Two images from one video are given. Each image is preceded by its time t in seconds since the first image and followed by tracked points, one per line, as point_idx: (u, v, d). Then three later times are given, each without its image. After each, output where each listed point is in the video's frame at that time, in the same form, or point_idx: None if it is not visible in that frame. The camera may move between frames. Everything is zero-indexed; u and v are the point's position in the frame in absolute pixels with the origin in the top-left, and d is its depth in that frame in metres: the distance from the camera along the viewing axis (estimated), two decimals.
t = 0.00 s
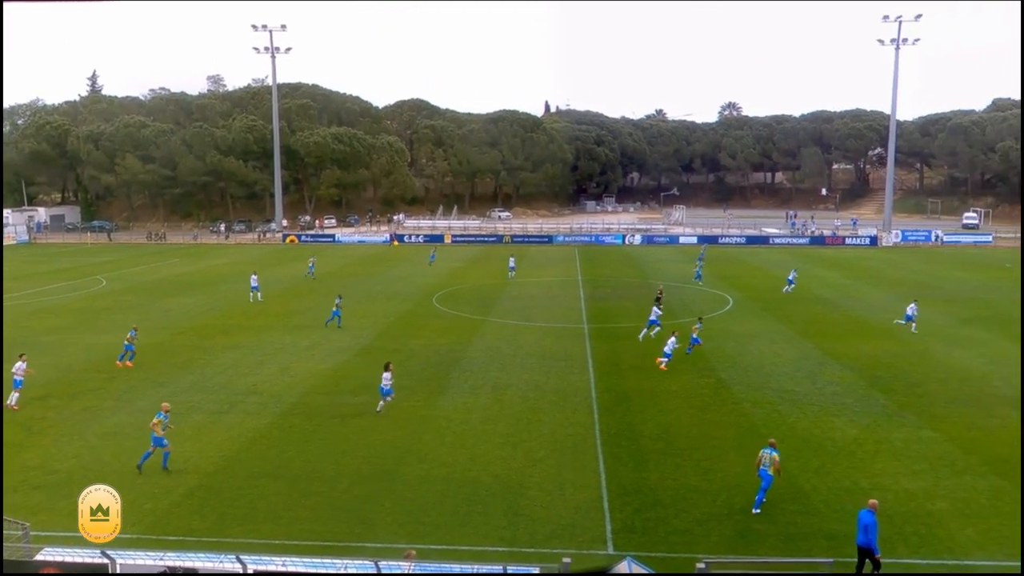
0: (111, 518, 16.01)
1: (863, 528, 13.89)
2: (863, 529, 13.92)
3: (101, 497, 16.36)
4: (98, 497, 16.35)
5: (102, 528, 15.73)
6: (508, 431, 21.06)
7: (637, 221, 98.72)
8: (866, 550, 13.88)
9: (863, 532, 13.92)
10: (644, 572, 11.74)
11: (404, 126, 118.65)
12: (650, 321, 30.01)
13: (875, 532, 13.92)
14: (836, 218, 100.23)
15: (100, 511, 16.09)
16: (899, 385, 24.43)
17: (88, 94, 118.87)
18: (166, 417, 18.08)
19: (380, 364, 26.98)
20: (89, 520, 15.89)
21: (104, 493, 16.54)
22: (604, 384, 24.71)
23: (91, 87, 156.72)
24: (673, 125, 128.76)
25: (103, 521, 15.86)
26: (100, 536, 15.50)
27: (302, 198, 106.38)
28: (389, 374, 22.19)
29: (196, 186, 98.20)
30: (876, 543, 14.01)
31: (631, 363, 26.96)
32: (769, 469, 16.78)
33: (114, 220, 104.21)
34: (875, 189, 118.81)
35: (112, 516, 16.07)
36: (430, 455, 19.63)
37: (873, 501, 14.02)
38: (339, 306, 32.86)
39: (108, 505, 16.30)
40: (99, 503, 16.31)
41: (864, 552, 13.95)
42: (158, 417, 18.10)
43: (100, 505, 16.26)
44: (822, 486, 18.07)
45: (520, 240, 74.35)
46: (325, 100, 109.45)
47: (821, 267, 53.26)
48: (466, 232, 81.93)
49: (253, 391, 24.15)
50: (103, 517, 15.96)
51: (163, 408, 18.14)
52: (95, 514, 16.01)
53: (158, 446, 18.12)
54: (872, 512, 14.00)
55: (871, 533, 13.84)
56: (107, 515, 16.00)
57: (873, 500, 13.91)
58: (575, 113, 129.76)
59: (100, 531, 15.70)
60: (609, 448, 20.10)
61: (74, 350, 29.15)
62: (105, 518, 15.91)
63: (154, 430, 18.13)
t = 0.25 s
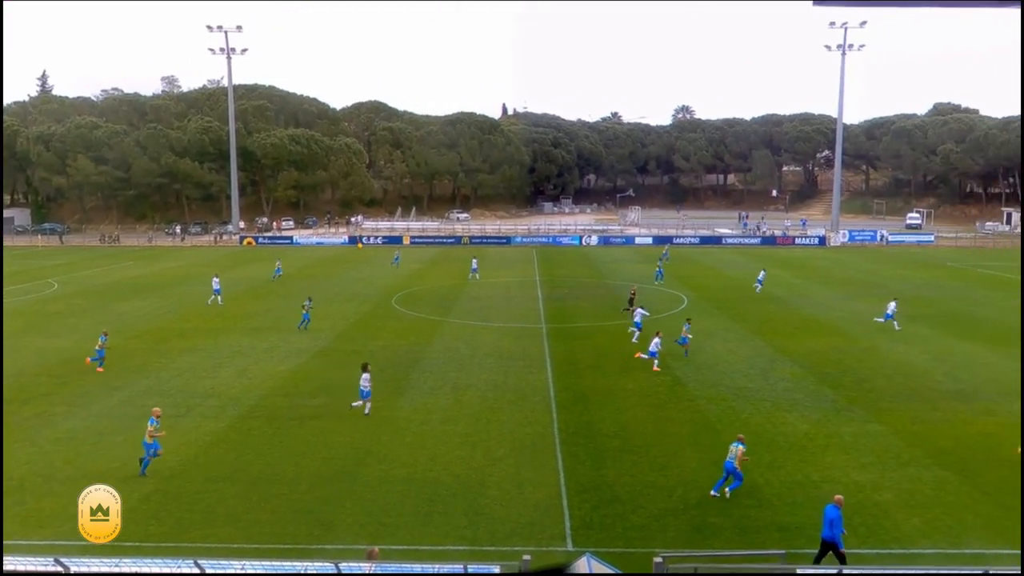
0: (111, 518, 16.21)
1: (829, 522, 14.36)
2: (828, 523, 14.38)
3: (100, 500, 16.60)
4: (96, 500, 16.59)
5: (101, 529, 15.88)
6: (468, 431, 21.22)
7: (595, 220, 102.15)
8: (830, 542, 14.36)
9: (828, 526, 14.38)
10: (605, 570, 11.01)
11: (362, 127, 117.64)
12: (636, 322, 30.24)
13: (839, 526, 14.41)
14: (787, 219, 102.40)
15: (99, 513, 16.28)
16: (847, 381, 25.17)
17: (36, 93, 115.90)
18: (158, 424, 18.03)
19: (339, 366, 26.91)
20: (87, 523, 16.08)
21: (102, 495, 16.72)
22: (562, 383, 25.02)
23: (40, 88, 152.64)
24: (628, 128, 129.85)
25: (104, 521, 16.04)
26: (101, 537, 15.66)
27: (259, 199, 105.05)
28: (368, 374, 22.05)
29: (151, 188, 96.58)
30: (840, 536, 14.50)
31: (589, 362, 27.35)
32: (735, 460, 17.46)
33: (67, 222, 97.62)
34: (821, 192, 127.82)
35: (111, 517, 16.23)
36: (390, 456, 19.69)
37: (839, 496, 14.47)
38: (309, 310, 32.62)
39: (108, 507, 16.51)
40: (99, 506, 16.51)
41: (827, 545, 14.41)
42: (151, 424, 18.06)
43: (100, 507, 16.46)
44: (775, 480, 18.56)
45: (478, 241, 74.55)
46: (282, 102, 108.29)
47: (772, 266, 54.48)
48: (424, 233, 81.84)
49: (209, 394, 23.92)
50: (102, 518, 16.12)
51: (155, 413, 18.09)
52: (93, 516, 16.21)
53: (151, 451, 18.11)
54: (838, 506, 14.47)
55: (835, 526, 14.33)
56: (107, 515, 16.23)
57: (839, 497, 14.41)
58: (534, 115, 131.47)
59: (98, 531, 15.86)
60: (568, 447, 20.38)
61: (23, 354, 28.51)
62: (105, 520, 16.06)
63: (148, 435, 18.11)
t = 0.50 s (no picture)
0: (111, 518, 16.30)
1: (796, 514, 14.74)
2: (795, 515, 14.75)
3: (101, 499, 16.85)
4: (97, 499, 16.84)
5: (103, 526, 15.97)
6: (426, 431, 21.32)
7: (551, 221, 104.09)
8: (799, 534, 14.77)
9: (796, 518, 14.76)
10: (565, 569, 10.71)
11: (318, 129, 116.45)
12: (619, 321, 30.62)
13: (805, 518, 14.80)
14: (738, 220, 104.37)
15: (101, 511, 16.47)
16: (796, 376, 25.87)
17: None
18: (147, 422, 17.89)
19: (295, 367, 26.74)
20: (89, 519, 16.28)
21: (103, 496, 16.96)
22: (519, 382, 25.25)
23: None
24: (582, 129, 131.06)
25: (103, 521, 16.09)
26: (102, 538, 15.66)
27: (213, 201, 103.12)
28: (345, 375, 21.72)
29: (102, 189, 93.90)
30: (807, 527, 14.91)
31: (545, 361, 27.62)
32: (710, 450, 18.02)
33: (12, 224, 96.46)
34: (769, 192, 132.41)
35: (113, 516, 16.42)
36: (348, 457, 19.69)
37: (803, 488, 14.86)
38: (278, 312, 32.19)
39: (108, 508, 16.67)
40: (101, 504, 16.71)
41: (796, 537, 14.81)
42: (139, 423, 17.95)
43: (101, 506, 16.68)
44: (728, 474, 19.03)
45: (435, 242, 74.45)
46: (237, 102, 106.22)
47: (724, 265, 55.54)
48: (381, 234, 81.45)
49: (163, 398, 23.57)
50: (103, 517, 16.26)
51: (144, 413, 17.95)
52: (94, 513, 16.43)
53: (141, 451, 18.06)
54: (803, 499, 14.86)
55: (802, 519, 14.72)
56: (107, 516, 16.31)
57: (802, 488, 14.77)
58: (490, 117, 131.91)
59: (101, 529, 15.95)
60: (526, 445, 20.62)
61: None
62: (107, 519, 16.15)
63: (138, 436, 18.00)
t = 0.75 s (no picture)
0: (111, 518, 16.31)
1: (759, 507, 15.08)
2: (757, 507, 15.10)
3: (101, 499, 16.80)
4: (98, 498, 16.80)
5: (102, 528, 15.97)
6: (381, 432, 21.33)
7: (506, 221, 105.22)
8: (761, 526, 15.12)
9: (759, 511, 15.09)
10: (522, 566, 10.49)
11: (270, 128, 114.63)
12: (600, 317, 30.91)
13: (767, 510, 15.15)
14: (689, 219, 106.02)
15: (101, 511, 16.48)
16: (744, 372, 26.52)
17: None
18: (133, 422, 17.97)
19: (248, 369, 26.47)
20: (89, 519, 16.24)
21: (104, 496, 16.93)
22: (473, 381, 25.39)
23: None
24: (534, 130, 131.51)
25: (103, 521, 16.12)
26: (100, 537, 15.69)
27: (162, 202, 100.59)
28: (318, 379, 21.73)
29: (45, 191, 90.77)
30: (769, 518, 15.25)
31: (500, 360, 27.80)
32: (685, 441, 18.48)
33: None
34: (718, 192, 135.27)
35: (112, 516, 16.41)
36: (303, 459, 19.60)
37: (767, 481, 15.18)
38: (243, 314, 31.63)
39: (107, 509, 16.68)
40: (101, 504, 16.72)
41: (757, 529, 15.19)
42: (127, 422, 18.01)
43: (101, 505, 16.65)
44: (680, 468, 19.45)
45: (389, 242, 74.02)
46: (186, 102, 104.00)
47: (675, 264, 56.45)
48: (334, 234, 80.70)
49: (112, 402, 23.14)
50: (103, 518, 16.21)
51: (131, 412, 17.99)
52: (94, 514, 16.39)
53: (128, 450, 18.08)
54: (766, 491, 15.21)
55: (765, 511, 15.04)
56: (106, 515, 16.32)
57: (763, 482, 15.01)
58: (443, 118, 131.52)
59: (100, 529, 15.93)
60: (481, 443, 20.77)
61: None
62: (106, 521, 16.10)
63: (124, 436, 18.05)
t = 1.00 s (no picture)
0: (111, 518, 16.37)
1: (713, 498, 15.45)
2: (712, 499, 15.46)
3: (101, 499, 16.86)
4: (96, 499, 16.84)
5: (104, 529, 16.03)
6: (325, 433, 21.21)
7: (448, 221, 105.08)
8: (716, 518, 15.50)
9: (713, 502, 15.46)
10: (470, 564, 10.70)
11: (207, 128, 111.16)
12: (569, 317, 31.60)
13: (723, 500, 15.51)
14: (630, 219, 107.56)
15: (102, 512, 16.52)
16: (684, 367, 27.17)
17: None
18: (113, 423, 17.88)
19: (188, 372, 25.98)
20: (89, 521, 16.26)
21: (103, 496, 16.97)
22: (418, 381, 25.44)
23: None
24: (476, 130, 131.52)
25: (103, 521, 16.18)
26: (101, 538, 15.77)
27: (95, 202, 97.35)
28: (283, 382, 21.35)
29: None
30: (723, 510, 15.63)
31: (444, 359, 27.90)
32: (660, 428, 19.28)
33: None
34: (657, 193, 137.59)
35: (113, 516, 16.46)
36: (245, 463, 19.35)
37: (720, 473, 15.51)
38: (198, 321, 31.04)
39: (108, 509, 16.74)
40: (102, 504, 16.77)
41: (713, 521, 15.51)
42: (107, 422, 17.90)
43: (101, 506, 16.70)
44: (623, 462, 19.86)
45: (331, 243, 73.21)
46: (119, 100, 100.80)
47: (616, 262, 57.28)
48: (274, 235, 79.36)
49: (45, 408, 22.44)
50: (103, 519, 16.24)
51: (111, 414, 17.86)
52: (94, 515, 16.42)
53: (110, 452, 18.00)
54: (720, 483, 15.52)
55: (719, 502, 15.42)
56: (107, 515, 16.37)
57: (718, 474, 15.23)
58: (386, 118, 130.79)
59: (101, 531, 15.99)
60: (426, 442, 20.84)
61: None
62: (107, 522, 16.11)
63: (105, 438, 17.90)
